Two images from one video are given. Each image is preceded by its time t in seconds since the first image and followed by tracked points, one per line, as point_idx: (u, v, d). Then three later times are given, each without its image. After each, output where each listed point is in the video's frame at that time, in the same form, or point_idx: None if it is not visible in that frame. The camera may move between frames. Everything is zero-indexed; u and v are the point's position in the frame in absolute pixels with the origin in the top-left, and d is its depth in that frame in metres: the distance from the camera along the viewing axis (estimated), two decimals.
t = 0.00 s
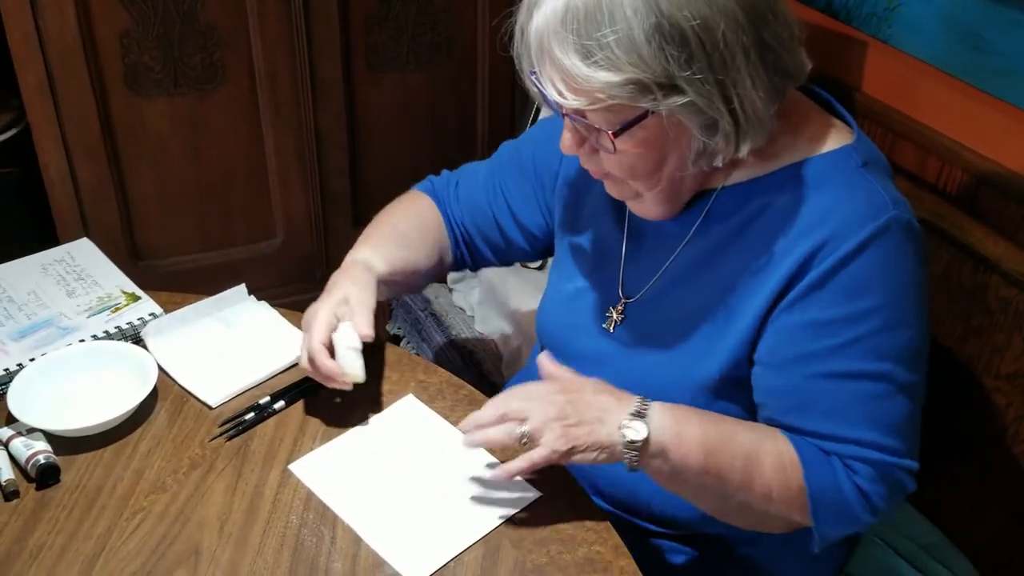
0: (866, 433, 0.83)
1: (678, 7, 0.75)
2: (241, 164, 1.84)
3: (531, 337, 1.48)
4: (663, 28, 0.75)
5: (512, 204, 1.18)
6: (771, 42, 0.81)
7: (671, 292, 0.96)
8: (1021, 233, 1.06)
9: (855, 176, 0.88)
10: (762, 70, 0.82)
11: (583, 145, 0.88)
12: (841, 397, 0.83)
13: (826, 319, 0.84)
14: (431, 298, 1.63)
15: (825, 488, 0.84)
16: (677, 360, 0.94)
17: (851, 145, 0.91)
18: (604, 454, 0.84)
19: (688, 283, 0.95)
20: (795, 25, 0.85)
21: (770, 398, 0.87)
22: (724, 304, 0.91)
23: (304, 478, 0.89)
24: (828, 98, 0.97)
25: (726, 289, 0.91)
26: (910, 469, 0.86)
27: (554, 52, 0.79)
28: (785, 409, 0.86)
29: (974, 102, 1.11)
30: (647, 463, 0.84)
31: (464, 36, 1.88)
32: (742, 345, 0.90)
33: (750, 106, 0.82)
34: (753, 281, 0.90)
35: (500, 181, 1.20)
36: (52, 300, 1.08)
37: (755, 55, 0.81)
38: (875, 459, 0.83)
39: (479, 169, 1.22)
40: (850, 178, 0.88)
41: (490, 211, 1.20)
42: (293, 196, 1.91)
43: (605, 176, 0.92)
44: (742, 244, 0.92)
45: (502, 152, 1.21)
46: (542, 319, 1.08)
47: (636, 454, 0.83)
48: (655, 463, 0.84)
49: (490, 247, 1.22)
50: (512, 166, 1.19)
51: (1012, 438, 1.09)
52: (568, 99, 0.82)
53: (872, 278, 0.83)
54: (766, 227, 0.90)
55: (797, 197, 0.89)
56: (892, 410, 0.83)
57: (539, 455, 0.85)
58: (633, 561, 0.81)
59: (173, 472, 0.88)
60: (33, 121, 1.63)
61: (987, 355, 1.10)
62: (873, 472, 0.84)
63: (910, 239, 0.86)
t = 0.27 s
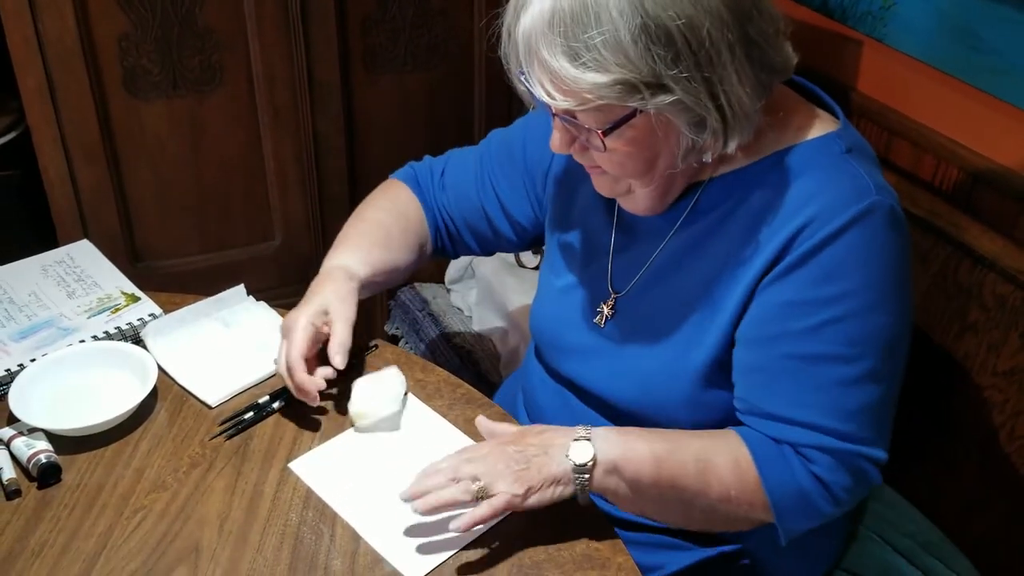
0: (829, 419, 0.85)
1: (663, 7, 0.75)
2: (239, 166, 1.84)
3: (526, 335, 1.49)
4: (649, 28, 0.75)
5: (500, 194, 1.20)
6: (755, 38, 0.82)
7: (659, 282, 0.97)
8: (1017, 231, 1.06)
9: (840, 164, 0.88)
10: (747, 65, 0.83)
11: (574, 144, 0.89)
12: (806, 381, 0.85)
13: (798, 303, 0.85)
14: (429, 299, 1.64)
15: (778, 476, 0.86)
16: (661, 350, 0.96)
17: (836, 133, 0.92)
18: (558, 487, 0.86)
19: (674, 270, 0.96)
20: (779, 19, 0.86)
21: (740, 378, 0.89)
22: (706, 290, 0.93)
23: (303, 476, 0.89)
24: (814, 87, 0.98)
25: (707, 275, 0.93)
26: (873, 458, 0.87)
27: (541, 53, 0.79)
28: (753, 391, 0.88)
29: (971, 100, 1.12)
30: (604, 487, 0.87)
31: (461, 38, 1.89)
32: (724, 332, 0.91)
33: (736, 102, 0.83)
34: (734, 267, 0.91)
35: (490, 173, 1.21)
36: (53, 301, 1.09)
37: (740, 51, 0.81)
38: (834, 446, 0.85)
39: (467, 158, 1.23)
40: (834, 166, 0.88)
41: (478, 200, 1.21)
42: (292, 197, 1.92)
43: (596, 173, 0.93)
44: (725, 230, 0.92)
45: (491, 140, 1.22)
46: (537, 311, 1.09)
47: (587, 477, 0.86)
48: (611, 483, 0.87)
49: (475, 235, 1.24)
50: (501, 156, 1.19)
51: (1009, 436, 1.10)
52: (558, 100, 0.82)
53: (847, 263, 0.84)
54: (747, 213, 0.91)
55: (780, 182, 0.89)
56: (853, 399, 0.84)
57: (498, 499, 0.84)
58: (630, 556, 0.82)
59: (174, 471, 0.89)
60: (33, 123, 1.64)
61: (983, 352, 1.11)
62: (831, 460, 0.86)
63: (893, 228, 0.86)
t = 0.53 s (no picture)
0: (830, 420, 0.85)
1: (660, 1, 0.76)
2: (240, 167, 1.85)
3: (527, 335, 1.50)
4: (646, 22, 0.76)
5: (501, 204, 1.20)
6: (748, 40, 0.83)
7: (652, 287, 0.98)
8: (1017, 231, 1.07)
9: (828, 166, 0.89)
10: (740, 65, 0.83)
11: (565, 142, 0.89)
12: (804, 384, 0.85)
13: (792, 306, 0.85)
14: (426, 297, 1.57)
15: (789, 477, 0.85)
16: (655, 354, 0.96)
17: (826, 135, 0.92)
18: (572, 449, 0.86)
19: (667, 274, 0.97)
20: (770, 24, 0.87)
21: (737, 384, 0.89)
22: (700, 295, 0.93)
23: (303, 476, 0.90)
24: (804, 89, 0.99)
25: (700, 281, 0.93)
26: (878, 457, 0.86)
27: (537, 48, 0.80)
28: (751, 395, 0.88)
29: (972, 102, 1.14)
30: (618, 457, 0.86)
31: (461, 40, 1.90)
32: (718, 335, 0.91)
33: (730, 100, 0.83)
34: (727, 272, 0.91)
35: (489, 180, 1.21)
36: (55, 302, 1.09)
37: (734, 50, 0.82)
38: (838, 445, 0.85)
39: (468, 167, 1.24)
40: (822, 167, 0.89)
41: (480, 209, 1.22)
42: (292, 198, 1.92)
43: (585, 172, 0.93)
44: (717, 235, 0.93)
45: (492, 149, 1.22)
46: (533, 315, 1.10)
47: (601, 444, 0.86)
48: (626, 455, 0.86)
49: (479, 243, 1.25)
50: (501, 164, 1.20)
51: (1007, 436, 1.10)
52: (552, 95, 0.82)
53: (840, 265, 0.84)
54: (739, 217, 0.91)
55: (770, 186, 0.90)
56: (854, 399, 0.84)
57: (511, 450, 0.85)
58: (629, 555, 0.82)
59: (175, 470, 0.90)
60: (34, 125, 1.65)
61: (981, 352, 1.11)
62: (838, 460, 0.85)
63: (884, 227, 0.86)
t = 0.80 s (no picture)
0: (861, 419, 0.84)
1: (662, 11, 0.76)
2: (241, 169, 1.85)
3: (527, 337, 1.51)
4: (650, 33, 0.76)
5: (501, 210, 1.20)
6: (748, 39, 0.83)
7: (657, 293, 0.98)
8: (1016, 231, 1.07)
9: (830, 168, 0.89)
10: (743, 65, 0.83)
11: (573, 155, 0.89)
12: (828, 387, 0.85)
13: (808, 315, 0.85)
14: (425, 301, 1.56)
15: (833, 478, 0.84)
16: (662, 359, 0.96)
17: (824, 137, 0.92)
18: (625, 472, 0.84)
19: (673, 281, 0.97)
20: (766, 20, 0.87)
21: (762, 394, 0.89)
22: (710, 303, 0.93)
23: (303, 476, 0.90)
24: (797, 88, 0.99)
25: (708, 288, 0.93)
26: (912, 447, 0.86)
27: (542, 68, 0.80)
28: (777, 404, 0.88)
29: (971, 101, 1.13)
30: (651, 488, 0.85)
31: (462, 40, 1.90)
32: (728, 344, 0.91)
33: (736, 100, 0.84)
34: (736, 279, 0.91)
35: (487, 182, 1.21)
36: (56, 303, 1.09)
37: (736, 52, 0.82)
38: (875, 442, 0.84)
39: (467, 170, 1.24)
40: (825, 170, 0.89)
41: (479, 211, 1.22)
42: (293, 199, 1.92)
43: (592, 188, 0.93)
44: (723, 241, 0.93)
45: (492, 150, 1.22)
46: (535, 318, 1.11)
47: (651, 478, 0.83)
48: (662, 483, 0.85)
49: (479, 245, 1.25)
50: (501, 167, 1.20)
51: (1007, 437, 1.11)
52: (560, 113, 0.82)
53: (854, 269, 0.84)
54: (745, 224, 0.91)
55: (776, 191, 0.90)
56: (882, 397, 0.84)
57: (563, 447, 0.82)
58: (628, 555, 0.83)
59: (176, 470, 0.90)
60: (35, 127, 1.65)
61: (981, 354, 1.11)
62: (877, 456, 0.85)
63: (890, 226, 0.86)
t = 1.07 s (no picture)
0: (869, 421, 0.85)
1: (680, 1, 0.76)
2: (242, 169, 1.85)
3: (528, 339, 1.51)
4: (670, 24, 0.76)
5: (501, 207, 1.20)
6: (761, 30, 0.83)
7: (662, 294, 0.98)
8: (1016, 232, 1.07)
9: (838, 167, 0.89)
10: (758, 56, 0.84)
11: (591, 156, 0.88)
12: (837, 388, 0.85)
13: (819, 315, 0.85)
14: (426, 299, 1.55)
15: (839, 485, 0.84)
16: (669, 360, 0.96)
17: (829, 136, 0.93)
18: (624, 523, 0.83)
19: (679, 282, 0.97)
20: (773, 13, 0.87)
21: (770, 395, 0.89)
22: (715, 304, 0.93)
23: (304, 476, 0.90)
24: (803, 88, 0.99)
25: (714, 288, 0.93)
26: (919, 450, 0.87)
27: (561, 66, 0.79)
28: (786, 406, 0.88)
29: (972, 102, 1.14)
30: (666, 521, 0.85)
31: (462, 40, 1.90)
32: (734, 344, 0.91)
33: (754, 90, 0.84)
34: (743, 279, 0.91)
35: (488, 179, 1.21)
36: (57, 303, 1.09)
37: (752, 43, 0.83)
38: (883, 446, 0.85)
39: (467, 167, 1.24)
40: (833, 169, 0.89)
41: (479, 210, 1.22)
42: (293, 199, 1.92)
43: (607, 186, 0.93)
44: (729, 241, 0.93)
45: (492, 148, 1.22)
46: (537, 320, 1.10)
47: (657, 514, 0.84)
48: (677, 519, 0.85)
49: (478, 242, 1.25)
50: (501, 165, 1.20)
51: (1008, 438, 1.11)
52: (580, 109, 0.81)
53: (863, 268, 0.84)
54: (751, 223, 0.91)
55: (784, 190, 0.90)
56: (890, 398, 0.84)
57: (560, 536, 0.82)
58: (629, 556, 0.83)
59: (177, 470, 0.90)
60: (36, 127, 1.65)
61: (982, 355, 1.11)
62: (884, 460, 0.85)
63: (897, 226, 0.87)
